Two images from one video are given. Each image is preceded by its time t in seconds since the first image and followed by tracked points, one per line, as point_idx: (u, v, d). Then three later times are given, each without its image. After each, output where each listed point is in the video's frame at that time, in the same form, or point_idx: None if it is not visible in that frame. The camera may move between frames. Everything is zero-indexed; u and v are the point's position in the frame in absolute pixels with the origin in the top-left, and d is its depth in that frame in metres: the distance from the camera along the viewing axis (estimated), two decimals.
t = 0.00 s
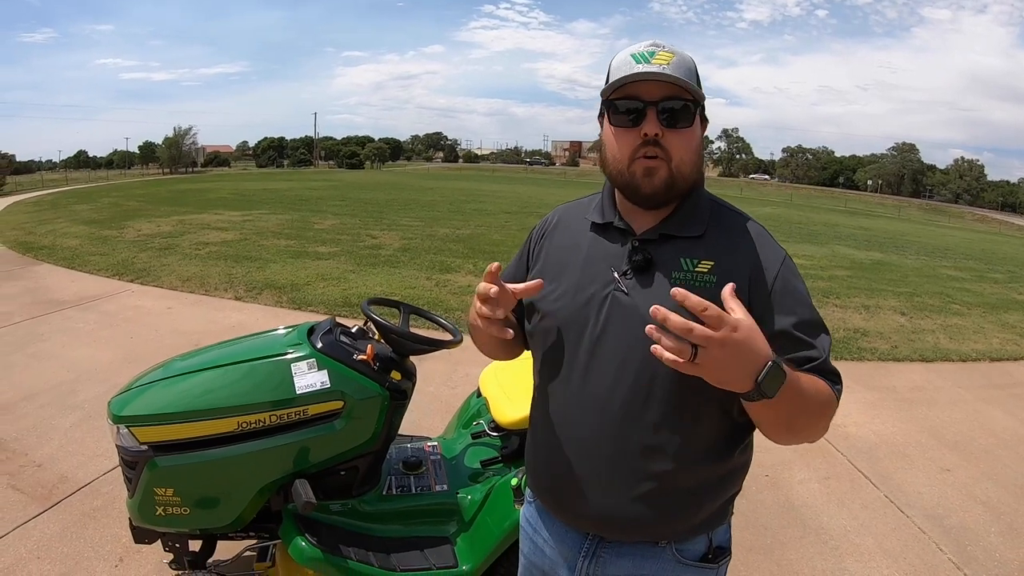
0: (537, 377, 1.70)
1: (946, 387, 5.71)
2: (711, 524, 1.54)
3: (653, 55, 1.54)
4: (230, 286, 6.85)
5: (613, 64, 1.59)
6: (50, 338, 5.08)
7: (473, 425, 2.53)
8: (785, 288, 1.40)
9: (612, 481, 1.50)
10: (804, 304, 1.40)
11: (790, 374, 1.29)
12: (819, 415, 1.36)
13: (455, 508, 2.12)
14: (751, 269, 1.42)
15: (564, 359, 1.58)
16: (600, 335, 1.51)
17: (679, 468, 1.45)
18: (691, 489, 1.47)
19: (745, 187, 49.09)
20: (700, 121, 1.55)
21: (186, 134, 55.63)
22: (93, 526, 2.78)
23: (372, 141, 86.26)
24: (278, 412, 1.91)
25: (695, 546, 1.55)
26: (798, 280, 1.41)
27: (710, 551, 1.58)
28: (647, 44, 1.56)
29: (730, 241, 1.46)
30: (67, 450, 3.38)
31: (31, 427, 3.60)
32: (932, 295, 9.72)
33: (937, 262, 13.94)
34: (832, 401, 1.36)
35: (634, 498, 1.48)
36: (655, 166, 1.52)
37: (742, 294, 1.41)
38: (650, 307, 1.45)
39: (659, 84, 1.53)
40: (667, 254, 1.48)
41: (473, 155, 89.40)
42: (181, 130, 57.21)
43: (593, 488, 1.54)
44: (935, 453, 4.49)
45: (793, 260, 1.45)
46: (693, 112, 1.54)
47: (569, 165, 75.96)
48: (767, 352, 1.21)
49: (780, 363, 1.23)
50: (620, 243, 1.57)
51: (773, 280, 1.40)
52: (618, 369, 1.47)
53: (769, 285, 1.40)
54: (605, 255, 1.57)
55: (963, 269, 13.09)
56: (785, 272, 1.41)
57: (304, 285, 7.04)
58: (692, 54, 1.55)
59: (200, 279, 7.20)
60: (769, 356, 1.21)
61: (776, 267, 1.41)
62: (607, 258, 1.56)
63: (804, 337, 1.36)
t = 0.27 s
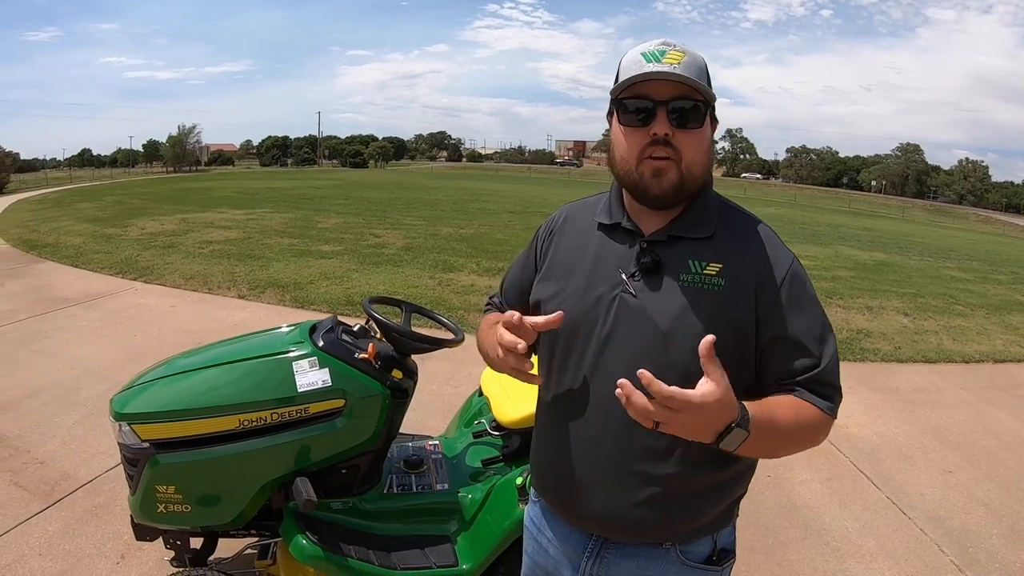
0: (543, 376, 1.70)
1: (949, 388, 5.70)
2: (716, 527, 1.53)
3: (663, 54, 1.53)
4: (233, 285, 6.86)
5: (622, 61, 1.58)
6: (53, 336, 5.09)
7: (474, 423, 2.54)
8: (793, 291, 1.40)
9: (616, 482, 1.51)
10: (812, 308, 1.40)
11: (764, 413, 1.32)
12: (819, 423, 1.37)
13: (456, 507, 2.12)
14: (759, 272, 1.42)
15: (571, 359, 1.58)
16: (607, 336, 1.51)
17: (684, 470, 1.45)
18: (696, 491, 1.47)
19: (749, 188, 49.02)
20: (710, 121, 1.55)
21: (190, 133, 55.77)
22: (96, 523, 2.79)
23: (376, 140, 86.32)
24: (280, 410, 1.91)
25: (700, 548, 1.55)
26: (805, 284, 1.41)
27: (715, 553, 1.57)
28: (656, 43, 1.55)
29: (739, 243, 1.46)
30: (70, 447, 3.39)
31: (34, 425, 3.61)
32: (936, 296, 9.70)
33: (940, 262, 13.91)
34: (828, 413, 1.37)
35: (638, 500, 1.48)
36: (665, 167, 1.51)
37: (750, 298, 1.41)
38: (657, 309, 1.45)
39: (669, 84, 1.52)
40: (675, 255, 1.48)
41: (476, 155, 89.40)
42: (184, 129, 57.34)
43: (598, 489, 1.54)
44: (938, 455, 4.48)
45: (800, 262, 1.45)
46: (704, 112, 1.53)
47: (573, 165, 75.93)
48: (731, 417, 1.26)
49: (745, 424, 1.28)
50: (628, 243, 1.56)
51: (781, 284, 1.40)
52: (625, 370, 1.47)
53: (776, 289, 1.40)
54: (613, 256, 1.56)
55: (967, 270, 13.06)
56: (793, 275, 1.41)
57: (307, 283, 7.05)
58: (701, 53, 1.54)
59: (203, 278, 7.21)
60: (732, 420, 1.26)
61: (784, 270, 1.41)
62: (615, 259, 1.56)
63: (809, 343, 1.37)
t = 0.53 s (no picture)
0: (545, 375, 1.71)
1: (951, 389, 5.68)
2: (717, 527, 1.53)
3: (666, 58, 1.50)
4: (236, 285, 6.88)
5: (623, 64, 1.55)
6: (56, 336, 5.11)
7: (475, 423, 2.54)
8: (793, 293, 1.39)
9: (616, 482, 1.51)
10: (812, 309, 1.39)
11: (718, 414, 1.35)
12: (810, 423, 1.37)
13: (456, 507, 2.12)
14: (758, 274, 1.42)
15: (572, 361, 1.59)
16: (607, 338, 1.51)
17: (684, 470, 1.45)
18: (696, 491, 1.47)
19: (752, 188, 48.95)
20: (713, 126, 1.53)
21: (192, 133, 55.89)
22: (97, 522, 2.80)
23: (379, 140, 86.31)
24: (280, 410, 1.91)
25: (701, 548, 1.55)
26: (805, 286, 1.41)
27: (716, 553, 1.57)
28: (660, 45, 1.52)
29: (740, 245, 1.46)
30: (72, 446, 3.40)
31: (37, 424, 3.62)
32: (939, 296, 9.68)
33: (944, 263, 13.88)
34: (814, 418, 1.37)
35: (638, 500, 1.49)
36: (667, 176, 1.51)
37: (750, 300, 1.41)
38: (657, 312, 1.46)
39: (673, 91, 1.50)
40: (676, 258, 1.48)
41: (479, 155, 89.39)
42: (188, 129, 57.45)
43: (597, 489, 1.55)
44: (940, 456, 4.47)
45: (802, 263, 1.45)
46: (708, 119, 1.51)
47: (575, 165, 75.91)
48: (671, 403, 1.32)
49: (690, 409, 1.33)
50: (630, 246, 1.56)
51: (780, 287, 1.40)
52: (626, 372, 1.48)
53: (775, 292, 1.40)
54: (614, 258, 1.57)
55: (971, 270, 13.02)
56: (794, 276, 1.41)
57: (310, 283, 7.06)
58: (705, 56, 1.51)
59: (206, 278, 7.23)
60: (673, 406, 1.32)
61: (784, 272, 1.41)
62: (616, 261, 1.56)
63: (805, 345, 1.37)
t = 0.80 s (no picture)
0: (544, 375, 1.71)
1: (954, 389, 5.67)
2: (717, 527, 1.53)
3: (662, 57, 1.48)
4: (238, 286, 6.89)
5: (619, 64, 1.54)
6: (58, 337, 5.12)
7: (477, 424, 2.54)
8: (793, 294, 1.39)
9: (615, 483, 1.51)
10: (812, 310, 1.39)
11: (718, 419, 1.35)
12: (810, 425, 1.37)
13: (457, 508, 2.12)
14: (757, 275, 1.41)
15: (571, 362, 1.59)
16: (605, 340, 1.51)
17: (683, 471, 1.45)
18: (695, 492, 1.47)
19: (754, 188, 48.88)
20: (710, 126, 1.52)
21: (195, 134, 55.96)
22: (99, 522, 2.80)
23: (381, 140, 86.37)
24: (282, 411, 1.92)
25: (701, 548, 1.55)
26: (805, 287, 1.40)
27: (716, 553, 1.57)
28: (655, 44, 1.50)
29: (739, 246, 1.45)
30: (75, 447, 3.41)
31: (39, 425, 3.63)
32: (942, 296, 9.66)
33: (946, 263, 13.86)
34: (815, 420, 1.36)
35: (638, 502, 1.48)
36: (664, 177, 1.50)
37: (749, 302, 1.40)
38: (655, 314, 1.46)
39: (669, 91, 1.49)
40: (675, 260, 1.48)
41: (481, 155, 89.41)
42: (190, 130, 57.53)
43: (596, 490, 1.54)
44: (943, 456, 4.46)
45: (801, 264, 1.44)
46: (705, 118, 1.51)
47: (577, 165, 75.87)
48: (674, 411, 1.33)
49: (692, 416, 1.33)
50: (628, 247, 1.56)
51: (779, 288, 1.39)
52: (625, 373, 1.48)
53: (774, 293, 1.39)
54: (613, 260, 1.56)
55: (973, 270, 12.99)
56: (793, 277, 1.40)
57: (312, 284, 7.07)
58: (702, 54, 1.50)
59: (209, 279, 7.24)
60: (676, 414, 1.33)
61: (783, 272, 1.40)
62: (615, 263, 1.56)
63: (805, 347, 1.36)
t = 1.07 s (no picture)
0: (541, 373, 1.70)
1: (958, 388, 5.65)
2: (714, 525, 1.53)
3: (654, 55, 1.49)
4: (241, 286, 6.89)
5: (612, 65, 1.55)
6: (61, 337, 5.13)
7: (479, 424, 2.53)
8: (789, 289, 1.39)
9: (613, 481, 1.51)
10: (809, 305, 1.39)
11: (724, 412, 1.34)
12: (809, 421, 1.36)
13: (460, 508, 2.12)
14: (754, 270, 1.41)
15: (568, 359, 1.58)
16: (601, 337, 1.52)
17: (681, 470, 1.45)
18: (693, 491, 1.46)
19: (757, 187, 48.78)
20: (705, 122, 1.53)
21: (198, 134, 56.07)
22: (102, 523, 2.80)
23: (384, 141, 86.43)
24: (284, 410, 1.92)
25: (699, 547, 1.55)
26: (802, 281, 1.40)
27: (714, 551, 1.57)
28: (646, 43, 1.51)
29: (736, 240, 1.45)
30: (77, 447, 3.41)
31: (42, 425, 3.64)
32: (945, 295, 9.63)
33: (950, 262, 13.82)
34: (816, 413, 1.36)
35: (635, 500, 1.48)
36: (664, 173, 1.50)
37: (747, 297, 1.40)
38: (653, 310, 1.45)
39: (663, 87, 1.50)
40: (671, 255, 1.48)
41: (484, 155, 89.37)
42: (193, 131, 57.63)
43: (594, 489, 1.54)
44: (946, 456, 4.45)
45: (798, 259, 1.44)
46: (698, 114, 1.52)
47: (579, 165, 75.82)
48: (679, 408, 1.32)
49: (697, 414, 1.32)
50: (625, 243, 1.56)
51: (776, 282, 1.40)
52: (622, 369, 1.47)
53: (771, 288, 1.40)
54: (610, 256, 1.56)
55: (976, 269, 12.96)
56: (789, 272, 1.40)
57: (315, 284, 7.07)
58: (693, 51, 1.52)
59: (211, 279, 7.25)
60: (682, 411, 1.32)
61: (779, 267, 1.40)
62: (611, 259, 1.55)
63: (803, 342, 1.36)
